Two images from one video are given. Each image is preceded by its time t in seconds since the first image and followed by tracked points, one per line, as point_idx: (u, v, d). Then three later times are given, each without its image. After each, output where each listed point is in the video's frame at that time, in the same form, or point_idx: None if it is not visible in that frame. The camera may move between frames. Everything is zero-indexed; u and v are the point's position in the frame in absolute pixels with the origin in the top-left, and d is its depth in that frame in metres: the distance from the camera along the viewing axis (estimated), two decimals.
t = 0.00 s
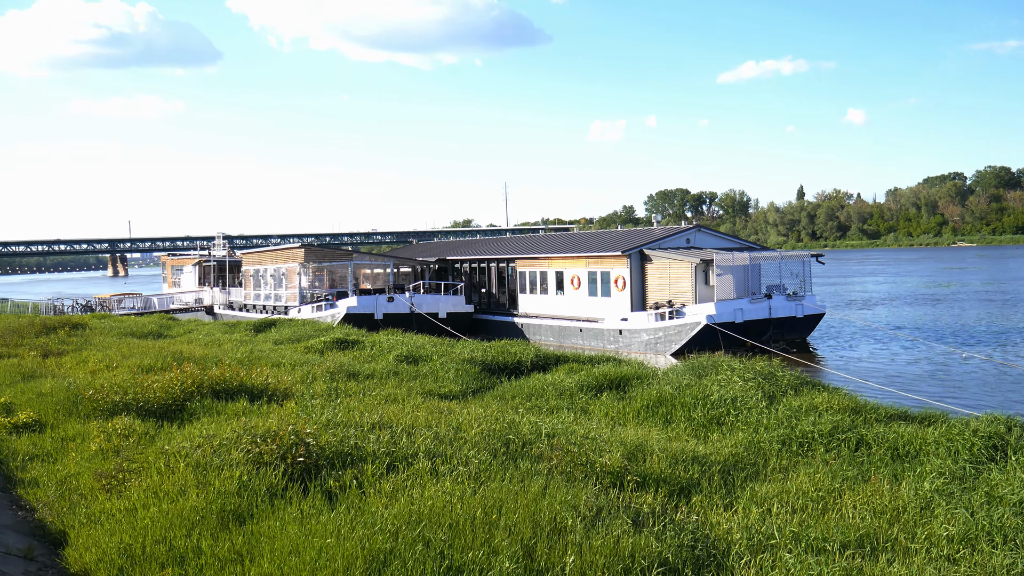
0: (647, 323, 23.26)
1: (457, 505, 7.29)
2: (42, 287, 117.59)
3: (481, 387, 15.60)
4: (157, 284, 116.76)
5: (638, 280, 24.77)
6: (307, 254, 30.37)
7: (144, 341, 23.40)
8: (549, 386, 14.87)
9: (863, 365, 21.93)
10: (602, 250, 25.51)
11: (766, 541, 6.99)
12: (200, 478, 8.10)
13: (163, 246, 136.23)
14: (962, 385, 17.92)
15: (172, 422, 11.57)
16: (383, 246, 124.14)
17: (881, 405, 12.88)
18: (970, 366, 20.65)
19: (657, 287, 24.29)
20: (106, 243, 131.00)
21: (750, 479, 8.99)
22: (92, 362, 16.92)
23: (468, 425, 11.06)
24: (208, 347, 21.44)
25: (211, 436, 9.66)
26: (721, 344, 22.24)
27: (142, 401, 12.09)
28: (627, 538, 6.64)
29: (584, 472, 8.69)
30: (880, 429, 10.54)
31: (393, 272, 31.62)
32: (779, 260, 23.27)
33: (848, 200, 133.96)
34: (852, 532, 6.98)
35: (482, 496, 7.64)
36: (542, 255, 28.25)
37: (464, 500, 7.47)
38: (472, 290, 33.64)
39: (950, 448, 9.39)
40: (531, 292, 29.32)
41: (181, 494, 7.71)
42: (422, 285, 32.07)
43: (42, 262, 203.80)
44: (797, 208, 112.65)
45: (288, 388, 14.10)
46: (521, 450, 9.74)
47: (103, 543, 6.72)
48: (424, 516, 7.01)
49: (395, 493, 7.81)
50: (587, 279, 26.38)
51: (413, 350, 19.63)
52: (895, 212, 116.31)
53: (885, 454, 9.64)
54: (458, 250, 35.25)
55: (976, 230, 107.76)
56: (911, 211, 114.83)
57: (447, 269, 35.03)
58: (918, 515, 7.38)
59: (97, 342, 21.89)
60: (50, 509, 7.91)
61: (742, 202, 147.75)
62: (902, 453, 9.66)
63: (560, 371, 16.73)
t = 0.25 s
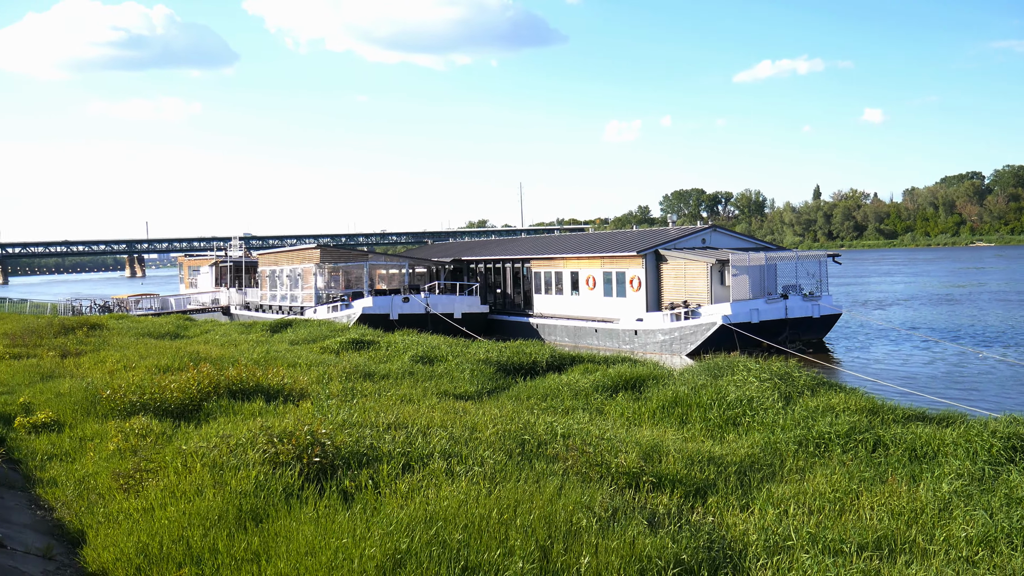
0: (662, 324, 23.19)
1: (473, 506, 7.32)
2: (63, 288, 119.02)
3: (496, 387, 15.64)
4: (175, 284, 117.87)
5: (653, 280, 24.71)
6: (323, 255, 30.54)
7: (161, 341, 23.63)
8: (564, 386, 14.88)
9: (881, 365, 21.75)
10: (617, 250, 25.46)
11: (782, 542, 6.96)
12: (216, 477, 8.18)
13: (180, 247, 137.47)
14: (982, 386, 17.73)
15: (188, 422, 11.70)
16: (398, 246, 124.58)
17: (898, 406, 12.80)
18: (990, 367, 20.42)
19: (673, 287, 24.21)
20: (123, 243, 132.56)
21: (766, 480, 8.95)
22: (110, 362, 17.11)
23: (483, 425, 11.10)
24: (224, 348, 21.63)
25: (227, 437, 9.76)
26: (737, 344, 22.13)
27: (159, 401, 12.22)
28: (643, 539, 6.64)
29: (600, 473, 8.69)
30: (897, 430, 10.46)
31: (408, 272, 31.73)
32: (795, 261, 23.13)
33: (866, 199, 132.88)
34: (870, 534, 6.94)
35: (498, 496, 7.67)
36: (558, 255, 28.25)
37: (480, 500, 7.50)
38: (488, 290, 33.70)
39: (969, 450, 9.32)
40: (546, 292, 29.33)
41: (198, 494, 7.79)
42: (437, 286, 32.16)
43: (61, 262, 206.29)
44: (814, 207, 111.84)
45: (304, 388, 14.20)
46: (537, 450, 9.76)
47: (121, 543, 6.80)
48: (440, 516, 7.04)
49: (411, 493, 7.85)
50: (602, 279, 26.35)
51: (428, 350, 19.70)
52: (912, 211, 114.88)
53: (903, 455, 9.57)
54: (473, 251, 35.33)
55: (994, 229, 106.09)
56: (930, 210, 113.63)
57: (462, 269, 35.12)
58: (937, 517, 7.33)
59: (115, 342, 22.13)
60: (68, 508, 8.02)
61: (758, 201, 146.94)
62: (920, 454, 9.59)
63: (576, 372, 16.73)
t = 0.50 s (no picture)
0: (678, 324, 23.12)
1: (489, 506, 7.36)
2: (82, 289, 120.36)
3: (511, 387, 15.67)
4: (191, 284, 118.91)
5: (668, 280, 24.64)
6: (339, 255, 30.71)
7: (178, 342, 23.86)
8: (580, 386, 14.88)
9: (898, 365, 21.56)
10: (632, 250, 25.41)
11: (799, 543, 6.94)
12: (233, 477, 8.27)
13: (197, 247, 138.64)
14: (1002, 386, 17.54)
15: (205, 422, 11.83)
16: (413, 246, 124.93)
17: (916, 406, 12.69)
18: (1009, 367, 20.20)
19: (688, 287, 24.14)
20: (140, 244, 133.88)
21: (783, 481, 8.92)
22: (127, 363, 17.30)
23: (498, 425, 11.13)
24: (241, 348, 21.81)
25: (243, 437, 9.86)
26: (753, 344, 22.02)
27: (176, 401, 12.36)
28: (659, 539, 6.65)
29: (615, 473, 8.70)
30: (915, 430, 10.38)
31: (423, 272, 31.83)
32: (811, 260, 22.99)
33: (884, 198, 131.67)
34: (887, 535, 6.90)
35: (513, 497, 7.69)
36: (572, 255, 28.24)
37: (496, 500, 7.53)
38: (503, 290, 33.73)
39: (988, 450, 9.24)
40: (561, 292, 29.32)
41: (215, 493, 7.88)
42: (452, 286, 32.24)
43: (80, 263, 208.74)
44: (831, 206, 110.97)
45: (320, 388, 14.30)
46: (552, 450, 9.78)
47: (138, 542, 6.90)
48: (456, 516, 7.08)
49: (426, 493, 7.89)
50: (617, 279, 26.30)
51: (443, 350, 19.76)
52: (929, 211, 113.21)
53: (921, 455, 9.50)
54: (488, 251, 35.39)
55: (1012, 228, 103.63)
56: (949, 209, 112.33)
57: (477, 269, 35.17)
58: (956, 518, 7.28)
59: (133, 343, 22.37)
60: (86, 508, 8.14)
61: (774, 201, 146.02)
62: (938, 455, 9.52)
63: (591, 372, 16.73)
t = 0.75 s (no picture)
0: (695, 323, 23.03)
1: (506, 505, 7.40)
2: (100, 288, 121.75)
3: (528, 387, 15.70)
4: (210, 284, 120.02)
5: (686, 279, 24.55)
6: (356, 255, 30.88)
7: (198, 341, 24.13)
8: (597, 385, 14.87)
9: (919, 365, 21.33)
10: (649, 249, 25.34)
11: (817, 544, 6.90)
12: (251, 476, 8.37)
13: (216, 247, 139.87)
14: None
15: (224, 421, 11.97)
16: (429, 246, 125.25)
17: (936, 406, 12.58)
18: None
19: (706, 286, 24.04)
20: (160, 244, 135.32)
21: (801, 481, 8.88)
22: (147, 362, 17.52)
23: (515, 424, 11.16)
24: (259, 347, 22.01)
25: (262, 435, 9.97)
26: (771, 344, 21.89)
27: (195, 399, 12.51)
28: (676, 539, 6.65)
29: (633, 473, 8.71)
30: (936, 431, 10.29)
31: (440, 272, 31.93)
32: (830, 259, 22.81)
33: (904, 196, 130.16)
34: (907, 536, 6.85)
35: (530, 496, 7.72)
36: (590, 254, 28.21)
37: (513, 499, 7.57)
38: (520, 289, 33.75)
39: (1010, 451, 9.15)
40: (578, 291, 29.30)
41: (233, 492, 7.97)
42: (469, 285, 32.31)
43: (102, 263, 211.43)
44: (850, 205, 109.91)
45: (338, 387, 14.41)
46: (569, 450, 9.80)
47: (157, 541, 7.00)
48: (473, 515, 7.12)
49: (444, 492, 7.94)
50: (635, 278, 26.24)
51: (460, 349, 19.83)
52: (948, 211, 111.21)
53: (941, 456, 9.42)
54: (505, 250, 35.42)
55: None
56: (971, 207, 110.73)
57: (494, 268, 35.21)
58: (977, 520, 7.22)
59: (153, 342, 22.65)
60: (106, 506, 8.27)
61: (793, 200, 144.79)
62: (958, 456, 9.44)
63: (609, 371, 16.72)
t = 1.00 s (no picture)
0: (710, 322, 22.95)
1: (520, 504, 7.43)
2: (116, 288, 122.91)
3: (542, 386, 15.71)
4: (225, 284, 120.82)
5: (700, 278, 24.47)
6: (371, 254, 31.01)
7: (213, 340, 24.33)
8: (611, 384, 14.85)
9: (936, 364, 21.13)
10: (664, 248, 25.27)
11: (833, 544, 6.88)
12: (266, 474, 8.45)
13: (231, 247, 140.79)
14: None
15: (239, 420, 12.07)
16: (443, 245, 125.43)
17: (953, 406, 12.47)
18: None
19: (721, 286, 23.95)
20: (176, 244, 136.39)
21: (816, 481, 8.84)
22: (163, 361, 17.69)
23: (529, 423, 11.18)
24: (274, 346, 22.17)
25: (276, 434, 10.06)
26: (786, 343, 21.78)
27: (211, 398, 12.63)
28: (691, 539, 6.65)
29: (647, 472, 8.71)
30: (953, 430, 10.21)
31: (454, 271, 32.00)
32: (845, 258, 22.67)
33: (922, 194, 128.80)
34: (923, 536, 6.82)
35: (544, 495, 7.74)
36: (604, 253, 28.17)
37: (527, 498, 7.59)
38: (533, 288, 33.75)
39: None
40: (593, 291, 29.27)
41: (248, 490, 8.06)
42: (483, 284, 32.36)
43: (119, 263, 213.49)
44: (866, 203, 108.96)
45: (352, 386, 14.48)
46: (583, 449, 9.81)
47: (173, 538, 7.09)
48: (486, 514, 7.16)
49: (458, 490, 7.99)
50: (649, 277, 26.18)
51: (474, 349, 19.88)
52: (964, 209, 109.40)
53: (958, 456, 9.35)
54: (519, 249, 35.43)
55: None
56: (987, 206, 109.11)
57: (508, 267, 35.23)
58: (994, 521, 7.16)
59: (169, 341, 22.88)
60: (123, 503, 8.38)
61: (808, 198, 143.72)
62: (976, 456, 9.36)
63: (624, 370, 16.71)
